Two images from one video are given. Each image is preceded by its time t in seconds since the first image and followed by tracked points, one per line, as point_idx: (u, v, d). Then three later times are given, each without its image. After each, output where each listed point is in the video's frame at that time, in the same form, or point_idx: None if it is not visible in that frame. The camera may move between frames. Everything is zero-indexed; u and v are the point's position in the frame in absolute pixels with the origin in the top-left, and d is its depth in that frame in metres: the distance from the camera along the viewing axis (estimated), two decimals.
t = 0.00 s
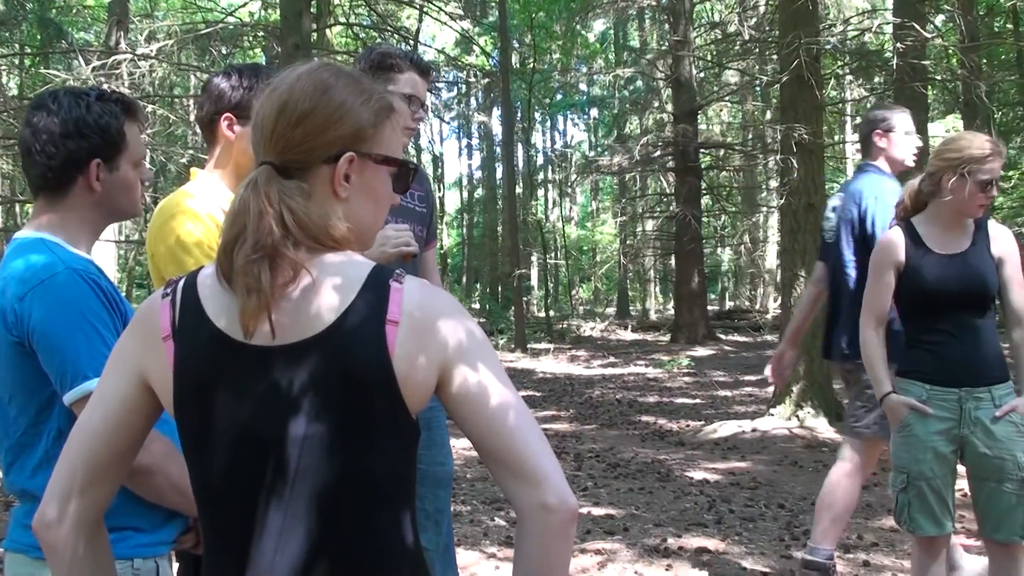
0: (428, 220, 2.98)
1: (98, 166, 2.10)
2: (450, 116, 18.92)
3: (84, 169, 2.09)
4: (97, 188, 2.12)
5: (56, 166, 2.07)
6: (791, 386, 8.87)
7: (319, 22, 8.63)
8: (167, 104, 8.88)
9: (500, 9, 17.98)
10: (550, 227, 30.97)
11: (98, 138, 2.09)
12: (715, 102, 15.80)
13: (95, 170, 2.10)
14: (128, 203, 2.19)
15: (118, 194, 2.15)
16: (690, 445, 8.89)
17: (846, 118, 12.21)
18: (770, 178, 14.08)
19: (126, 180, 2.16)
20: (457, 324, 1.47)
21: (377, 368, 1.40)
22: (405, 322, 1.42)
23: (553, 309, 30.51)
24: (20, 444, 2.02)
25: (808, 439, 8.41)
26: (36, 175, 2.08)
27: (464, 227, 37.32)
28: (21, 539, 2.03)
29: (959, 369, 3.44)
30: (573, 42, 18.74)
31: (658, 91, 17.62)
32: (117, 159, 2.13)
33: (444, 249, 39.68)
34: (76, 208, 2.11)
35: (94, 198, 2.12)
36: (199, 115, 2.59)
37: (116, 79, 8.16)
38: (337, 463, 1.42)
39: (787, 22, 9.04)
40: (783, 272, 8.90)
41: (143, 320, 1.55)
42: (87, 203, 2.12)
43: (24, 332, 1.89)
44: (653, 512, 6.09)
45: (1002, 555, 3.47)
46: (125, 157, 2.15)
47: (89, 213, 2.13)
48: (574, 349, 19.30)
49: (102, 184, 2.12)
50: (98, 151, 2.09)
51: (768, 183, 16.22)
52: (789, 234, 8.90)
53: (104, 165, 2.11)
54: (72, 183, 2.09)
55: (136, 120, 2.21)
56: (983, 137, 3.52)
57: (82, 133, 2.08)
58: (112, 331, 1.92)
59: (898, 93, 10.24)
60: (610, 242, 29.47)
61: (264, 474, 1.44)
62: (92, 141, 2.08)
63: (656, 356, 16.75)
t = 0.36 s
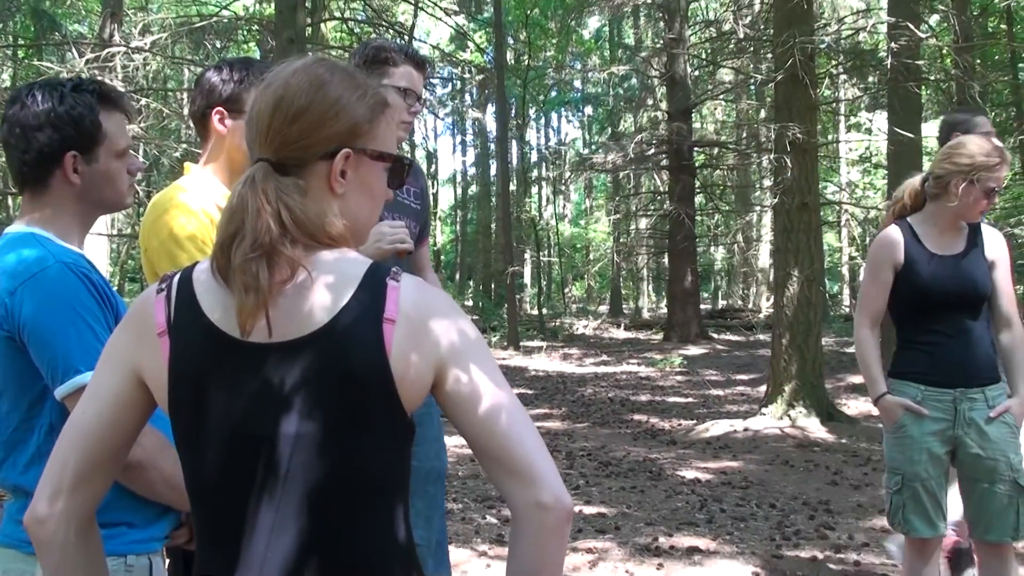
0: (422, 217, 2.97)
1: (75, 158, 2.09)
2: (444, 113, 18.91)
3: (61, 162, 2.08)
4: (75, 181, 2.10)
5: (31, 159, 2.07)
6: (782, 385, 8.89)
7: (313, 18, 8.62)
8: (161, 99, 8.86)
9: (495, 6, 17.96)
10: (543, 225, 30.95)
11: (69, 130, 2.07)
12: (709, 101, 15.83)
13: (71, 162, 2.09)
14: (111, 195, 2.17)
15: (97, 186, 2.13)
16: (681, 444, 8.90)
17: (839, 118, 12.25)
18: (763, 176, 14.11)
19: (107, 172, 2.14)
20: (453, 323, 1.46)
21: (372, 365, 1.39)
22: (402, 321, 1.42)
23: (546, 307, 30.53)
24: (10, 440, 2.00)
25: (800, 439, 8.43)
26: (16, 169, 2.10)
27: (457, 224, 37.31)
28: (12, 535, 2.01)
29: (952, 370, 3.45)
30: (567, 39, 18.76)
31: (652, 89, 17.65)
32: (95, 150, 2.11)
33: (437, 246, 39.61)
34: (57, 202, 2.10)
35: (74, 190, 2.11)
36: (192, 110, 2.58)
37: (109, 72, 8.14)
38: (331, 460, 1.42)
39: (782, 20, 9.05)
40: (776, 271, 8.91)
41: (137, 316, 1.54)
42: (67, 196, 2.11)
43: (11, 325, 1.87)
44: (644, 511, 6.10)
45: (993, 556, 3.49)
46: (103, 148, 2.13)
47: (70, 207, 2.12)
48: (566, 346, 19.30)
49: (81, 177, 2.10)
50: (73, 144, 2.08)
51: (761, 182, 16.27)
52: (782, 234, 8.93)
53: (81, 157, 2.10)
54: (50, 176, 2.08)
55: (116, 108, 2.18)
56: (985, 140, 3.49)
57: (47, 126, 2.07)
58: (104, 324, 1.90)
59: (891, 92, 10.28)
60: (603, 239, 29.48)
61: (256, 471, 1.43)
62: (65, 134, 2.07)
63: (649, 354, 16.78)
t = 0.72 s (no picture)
0: (417, 217, 2.98)
1: (58, 165, 2.09)
2: (438, 119, 18.92)
3: (44, 169, 2.08)
4: (60, 188, 2.10)
5: (15, 168, 2.08)
6: (777, 392, 8.91)
7: (308, 24, 8.62)
8: (155, 104, 8.86)
9: (490, 13, 18.00)
10: (538, 231, 30.98)
11: (51, 137, 2.07)
12: (703, 107, 15.87)
13: (55, 169, 2.08)
14: (99, 202, 2.16)
15: (82, 193, 2.12)
16: (676, 451, 8.90)
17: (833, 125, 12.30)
18: (757, 183, 14.16)
19: (92, 179, 2.13)
20: (450, 329, 1.47)
21: (368, 372, 1.39)
22: (398, 328, 1.42)
23: (541, 314, 30.52)
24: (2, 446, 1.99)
25: (794, 445, 8.43)
26: (4, 176, 2.10)
27: (452, 231, 37.31)
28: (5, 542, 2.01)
29: (945, 376, 3.46)
30: (561, 46, 18.81)
31: (646, 96, 17.70)
32: (79, 157, 2.11)
33: (431, 252, 39.58)
34: (44, 209, 2.10)
35: (59, 197, 2.11)
36: (187, 118, 2.58)
37: (104, 78, 8.15)
38: (326, 467, 1.41)
39: (776, 28, 9.09)
40: (770, 278, 8.94)
41: (133, 322, 1.54)
42: (52, 203, 2.11)
43: None
44: (638, 517, 6.10)
45: (984, 563, 3.49)
46: (89, 155, 2.12)
47: (58, 214, 2.12)
48: (560, 353, 19.29)
49: (66, 184, 2.10)
50: (57, 151, 2.08)
51: (755, 189, 16.30)
52: (776, 240, 8.96)
53: (66, 164, 2.09)
54: (34, 183, 2.08)
55: (104, 115, 2.18)
56: (981, 149, 3.53)
57: (29, 132, 2.08)
58: (93, 331, 1.90)
59: (885, 100, 10.35)
60: (598, 246, 29.55)
61: (251, 477, 1.43)
62: (48, 141, 2.07)
63: (643, 361, 16.77)
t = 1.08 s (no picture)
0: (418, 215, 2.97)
1: (55, 162, 2.08)
2: (435, 120, 18.91)
3: (41, 166, 2.07)
4: (57, 186, 2.09)
5: (13, 163, 2.07)
6: (772, 394, 8.92)
7: (306, 24, 8.61)
8: (152, 104, 8.85)
9: (487, 14, 17.99)
10: (534, 232, 30.98)
11: (49, 133, 2.06)
12: (700, 109, 15.89)
13: (52, 166, 2.08)
14: (96, 200, 2.16)
15: (78, 191, 2.12)
16: (672, 452, 8.90)
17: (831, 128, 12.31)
18: (754, 185, 14.17)
19: (89, 177, 2.13)
20: (444, 329, 1.46)
21: (362, 373, 1.39)
22: (391, 327, 1.41)
23: (537, 315, 30.52)
24: None
25: (790, 447, 8.44)
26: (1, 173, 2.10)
27: (449, 232, 37.30)
28: None
29: (940, 379, 3.46)
30: (559, 47, 18.81)
31: (644, 98, 17.71)
32: (77, 155, 2.10)
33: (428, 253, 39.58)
34: (41, 206, 2.09)
35: (56, 194, 2.10)
36: (184, 117, 2.58)
37: (101, 78, 8.14)
38: (322, 466, 1.41)
39: (773, 30, 9.10)
40: (767, 280, 8.95)
41: (126, 320, 1.53)
42: (48, 199, 2.10)
43: None
44: (634, 519, 6.10)
45: (977, 565, 3.49)
46: (87, 153, 2.12)
47: (54, 212, 2.11)
48: (557, 354, 19.29)
49: (63, 181, 2.10)
50: (54, 148, 2.07)
51: (751, 191, 16.30)
52: (773, 243, 8.97)
53: (63, 162, 2.09)
54: (30, 180, 2.08)
55: (102, 113, 2.17)
56: (975, 152, 3.52)
57: (28, 128, 2.07)
58: (88, 329, 1.89)
59: (882, 103, 10.39)
60: (595, 248, 29.57)
61: (245, 474, 1.43)
62: (46, 138, 2.06)
63: (639, 362, 16.78)
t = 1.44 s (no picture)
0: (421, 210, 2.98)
1: (51, 158, 2.08)
2: (432, 115, 18.86)
3: (36, 162, 2.07)
4: (53, 182, 2.09)
5: (8, 160, 2.07)
6: (770, 388, 8.93)
7: (301, 20, 8.60)
8: (148, 100, 8.83)
9: (483, 9, 17.95)
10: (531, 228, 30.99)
11: (46, 129, 2.06)
12: (697, 104, 15.89)
13: (48, 162, 2.07)
14: (92, 196, 2.15)
15: (75, 188, 2.12)
16: (669, 447, 8.91)
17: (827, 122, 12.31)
18: (750, 179, 14.19)
19: (85, 174, 2.13)
20: (442, 321, 1.46)
21: (361, 366, 1.39)
22: (390, 321, 1.41)
23: (534, 311, 30.52)
24: None
25: (787, 442, 8.45)
26: None
27: (445, 227, 37.27)
28: None
29: (938, 373, 3.47)
30: (555, 43, 18.79)
31: (640, 93, 17.71)
32: (74, 151, 2.10)
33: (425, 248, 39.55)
34: (37, 202, 2.09)
35: (51, 191, 2.10)
36: (179, 114, 2.58)
37: (97, 74, 8.12)
38: (321, 458, 1.41)
39: (770, 24, 9.08)
40: (763, 275, 8.96)
41: (122, 317, 1.53)
42: (44, 196, 2.10)
43: None
44: (632, 513, 6.11)
45: (975, 558, 3.51)
46: (83, 149, 2.11)
47: (50, 209, 2.11)
48: (554, 349, 19.31)
49: (58, 178, 2.09)
50: (50, 144, 2.07)
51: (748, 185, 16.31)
52: (769, 237, 8.98)
53: (59, 158, 2.09)
54: (25, 176, 2.07)
55: (98, 109, 2.17)
56: (971, 145, 3.52)
57: (24, 123, 2.06)
58: (85, 325, 1.89)
59: (879, 97, 10.42)
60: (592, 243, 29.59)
61: (245, 470, 1.43)
62: (42, 133, 2.06)
63: (636, 357, 16.79)
